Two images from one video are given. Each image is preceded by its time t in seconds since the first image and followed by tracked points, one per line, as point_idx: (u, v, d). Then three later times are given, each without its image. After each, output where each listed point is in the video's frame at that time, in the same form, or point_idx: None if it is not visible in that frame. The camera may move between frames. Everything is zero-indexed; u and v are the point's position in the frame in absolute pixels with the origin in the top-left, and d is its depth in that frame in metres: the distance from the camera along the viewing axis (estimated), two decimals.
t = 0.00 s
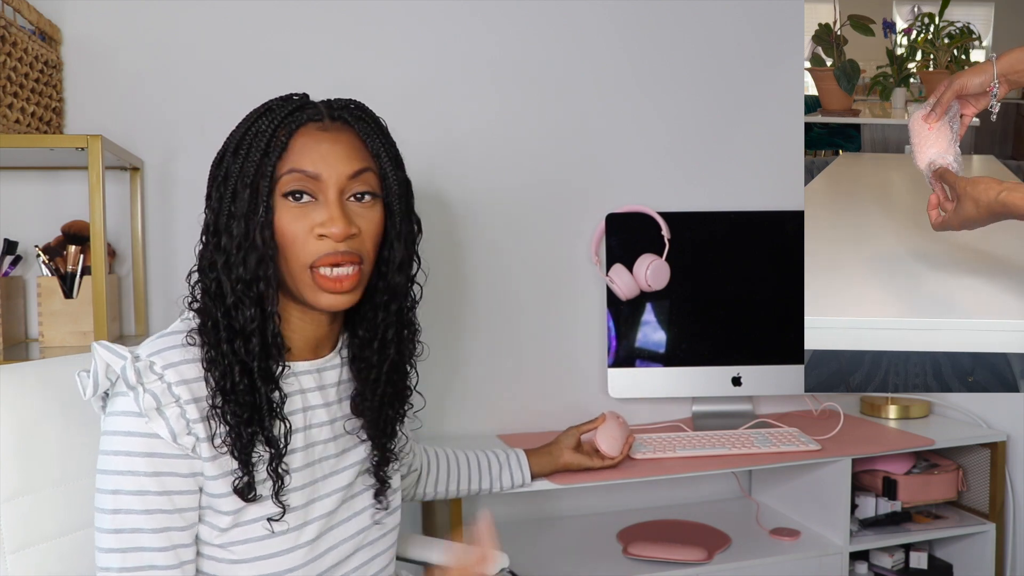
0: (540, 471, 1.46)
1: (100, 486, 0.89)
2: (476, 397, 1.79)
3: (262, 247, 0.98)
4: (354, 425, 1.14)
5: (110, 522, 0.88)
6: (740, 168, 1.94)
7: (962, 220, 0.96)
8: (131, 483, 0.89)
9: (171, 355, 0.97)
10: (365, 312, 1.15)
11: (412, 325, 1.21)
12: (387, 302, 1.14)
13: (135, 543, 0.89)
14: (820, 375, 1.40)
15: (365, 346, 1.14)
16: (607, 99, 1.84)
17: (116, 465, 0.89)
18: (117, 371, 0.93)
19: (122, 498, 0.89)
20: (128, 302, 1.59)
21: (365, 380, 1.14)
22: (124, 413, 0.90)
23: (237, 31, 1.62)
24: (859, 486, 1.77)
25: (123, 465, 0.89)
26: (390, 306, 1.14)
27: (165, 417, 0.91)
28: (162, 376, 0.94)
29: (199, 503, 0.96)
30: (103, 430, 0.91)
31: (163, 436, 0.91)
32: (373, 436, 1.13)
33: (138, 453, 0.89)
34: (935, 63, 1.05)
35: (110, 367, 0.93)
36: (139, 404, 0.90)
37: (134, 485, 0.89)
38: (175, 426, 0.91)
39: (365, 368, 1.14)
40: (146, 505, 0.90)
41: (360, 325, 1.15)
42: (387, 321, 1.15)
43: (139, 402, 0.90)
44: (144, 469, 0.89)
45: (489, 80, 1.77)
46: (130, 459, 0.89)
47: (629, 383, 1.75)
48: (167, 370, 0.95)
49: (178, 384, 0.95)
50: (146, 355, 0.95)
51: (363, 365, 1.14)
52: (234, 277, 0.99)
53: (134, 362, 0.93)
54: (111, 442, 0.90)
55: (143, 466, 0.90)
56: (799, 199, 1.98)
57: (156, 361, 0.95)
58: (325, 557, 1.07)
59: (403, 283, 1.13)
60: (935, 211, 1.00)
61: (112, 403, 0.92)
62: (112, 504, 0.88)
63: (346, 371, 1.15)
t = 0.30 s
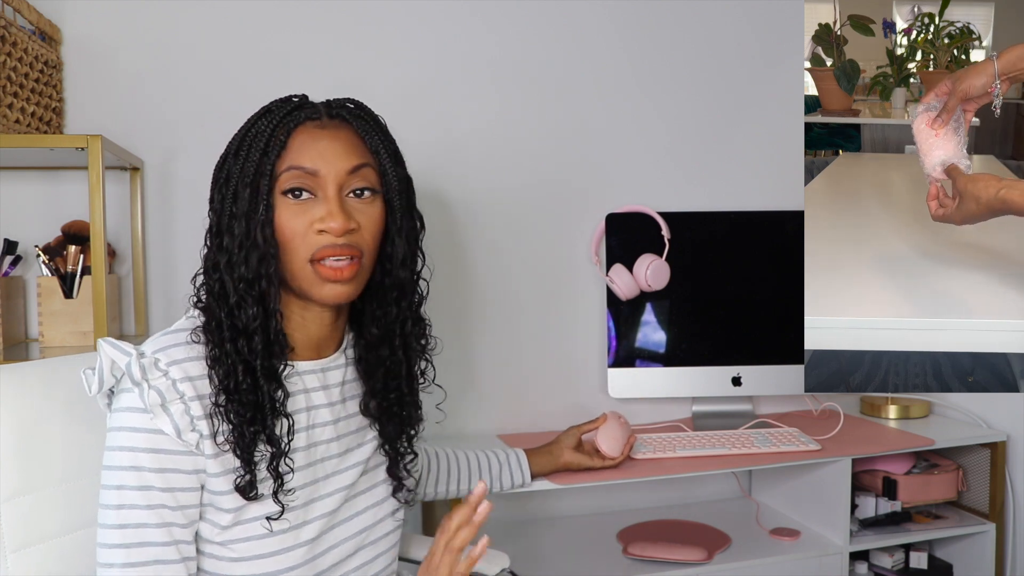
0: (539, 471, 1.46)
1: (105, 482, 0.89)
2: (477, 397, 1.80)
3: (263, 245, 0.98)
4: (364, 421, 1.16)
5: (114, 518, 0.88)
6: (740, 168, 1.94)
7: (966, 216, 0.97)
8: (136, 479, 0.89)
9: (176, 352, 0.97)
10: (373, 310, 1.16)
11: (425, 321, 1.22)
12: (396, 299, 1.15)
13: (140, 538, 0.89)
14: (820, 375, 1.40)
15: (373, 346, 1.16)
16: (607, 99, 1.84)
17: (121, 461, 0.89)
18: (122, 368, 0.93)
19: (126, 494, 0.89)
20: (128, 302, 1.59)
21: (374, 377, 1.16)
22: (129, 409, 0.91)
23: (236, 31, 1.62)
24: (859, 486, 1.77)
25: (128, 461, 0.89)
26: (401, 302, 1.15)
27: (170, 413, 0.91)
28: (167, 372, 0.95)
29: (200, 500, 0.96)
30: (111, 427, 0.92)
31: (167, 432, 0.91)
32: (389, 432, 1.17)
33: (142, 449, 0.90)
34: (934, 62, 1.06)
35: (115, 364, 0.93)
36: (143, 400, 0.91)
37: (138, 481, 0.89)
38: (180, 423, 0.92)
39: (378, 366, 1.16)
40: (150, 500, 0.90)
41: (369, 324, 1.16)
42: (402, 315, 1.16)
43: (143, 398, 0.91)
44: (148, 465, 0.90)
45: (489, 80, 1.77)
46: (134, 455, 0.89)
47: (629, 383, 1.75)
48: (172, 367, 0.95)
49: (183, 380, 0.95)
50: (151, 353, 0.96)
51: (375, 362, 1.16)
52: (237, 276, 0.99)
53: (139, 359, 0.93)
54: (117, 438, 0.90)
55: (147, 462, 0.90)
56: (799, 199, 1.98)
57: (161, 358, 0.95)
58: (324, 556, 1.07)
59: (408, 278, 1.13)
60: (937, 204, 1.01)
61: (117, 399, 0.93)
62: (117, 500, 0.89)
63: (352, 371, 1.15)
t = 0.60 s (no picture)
0: (539, 471, 1.46)
1: (107, 481, 0.89)
2: (477, 396, 1.79)
3: (271, 243, 0.98)
4: (360, 421, 1.15)
5: (119, 516, 0.88)
6: (740, 168, 1.94)
7: (964, 212, 0.97)
8: (139, 478, 0.89)
9: (178, 351, 0.97)
10: (371, 309, 1.15)
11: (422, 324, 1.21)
12: (395, 296, 1.14)
13: (144, 537, 0.89)
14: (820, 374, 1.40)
15: (372, 344, 1.15)
16: (607, 99, 1.84)
17: (124, 459, 0.89)
18: (125, 367, 0.93)
19: (130, 492, 0.89)
20: (128, 302, 1.59)
21: (369, 377, 1.15)
22: (132, 408, 0.91)
23: (237, 31, 1.62)
24: (859, 486, 1.77)
25: (131, 460, 0.89)
26: (398, 300, 1.15)
27: (172, 412, 0.92)
28: (170, 371, 0.94)
29: (202, 499, 0.96)
30: (113, 426, 0.92)
31: (170, 430, 0.91)
32: (379, 435, 1.15)
33: (145, 447, 0.90)
34: (935, 63, 1.06)
35: (118, 363, 0.93)
36: (146, 398, 0.91)
37: (142, 479, 0.89)
38: (183, 420, 0.92)
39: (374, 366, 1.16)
40: (153, 498, 0.90)
41: (366, 322, 1.15)
42: (394, 317, 1.15)
43: (146, 396, 0.91)
44: (152, 463, 0.90)
45: (489, 80, 1.77)
46: (137, 453, 0.89)
47: (629, 383, 1.75)
48: (174, 366, 0.95)
49: (185, 379, 0.95)
50: (154, 351, 0.96)
51: (371, 361, 1.16)
52: (244, 276, 0.99)
53: (142, 357, 0.93)
54: (120, 436, 0.90)
55: (151, 461, 0.90)
56: (798, 199, 1.98)
57: (164, 357, 0.95)
58: (327, 555, 1.07)
59: (411, 276, 1.13)
60: (934, 206, 1.02)
61: (120, 398, 0.93)
62: (120, 499, 0.89)
63: (351, 371, 1.15)
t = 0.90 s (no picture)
0: (539, 471, 1.46)
1: (108, 482, 0.89)
2: (477, 396, 1.79)
3: (274, 248, 0.98)
4: (365, 421, 1.16)
5: (118, 518, 0.88)
6: (740, 168, 1.94)
7: (961, 212, 0.99)
8: (139, 480, 0.89)
9: (179, 354, 0.97)
10: (377, 310, 1.16)
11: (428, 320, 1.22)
12: (402, 299, 1.15)
13: (143, 539, 0.89)
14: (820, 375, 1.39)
15: (374, 344, 1.16)
16: (607, 99, 1.84)
17: (124, 461, 0.89)
18: (126, 368, 0.93)
19: (129, 494, 0.89)
20: (128, 302, 1.59)
21: (374, 375, 1.16)
22: (132, 409, 0.91)
23: (237, 31, 1.62)
24: (859, 486, 1.76)
25: (131, 462, 0.89)
26: (406, 301, 1.15)
27: (172, 414, 0.91)
28: (170, 373, 0.94)
29: (203, 501, 0.96)
30: (113, 427, 0.92)
31: (169, 433, 0.91)
32: (388, 431, 1.17)
33: (145, 449, 0.90)
34: (934, 62, 1.06)
35: (119, 365, 0.93)
36: (146, 400, 0.91)
37: (142, 482, 0.89)
38: (182, 423, 0.92)
39: (379, 365, 1.16)
40: (152, 501, 0.90)
41: (372, 323, 1.16)
42: (406, 314, 1.17)
43: (146, 399, 0.90)
44: (151, 465, 0.90)
45: (489, 80, 1.77)
46: (137, 455, 0.89)
47: (629, 383, 1.75)
48: (175, 368, 0.95)
49: (185, 381, 0.95)
50: (154, 353, 0.96)
51: (374, 363, 1.16)
52: (246, 280, 0.99)
53: (143, 359, 0.93)
54: (120, 438, 0.90)
55: (151, 463, 0.90)
56: (798, 199, 1.98)
57: (164, 359, 0.95)
58: (328, 556, 1.07)
59: (415, 278, 1.13)
60: (928, 206, 1.02)
61: (120, 399, 0.93)
62: (119, 501, 0.89)
63: (354, 370, 1.15)
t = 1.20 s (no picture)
0: (539, 471, 1.46)
1: (105, 482, 0.90)
2: (476, 396, 1.79)
3: (271, 247, 0.98)
4: (361, 421, 1.15)
5: (115, 518, 0.89)
6: (740, 168, 1.94)
7: (960, 238, 1.02)
8: (135, 480, 0.89)
9: (177, 353, 0.97)
10: (371, 309, 1.15)
11: (422, 320, 1.22)
12: (397, 297, 1.15)
13: (139, 539, 0.89)
14: (820, 373, 1.38)
15: (371, 344, 1.15)
16: (607, 99, 1.84)
17: (121, 461, 0.89)
18: (123, 369, 0.93)
19: (126, 494, 0.89)
20: (128, 302, 1.59)
21: (371, 374, 1.16)
22: (129, 410, 0.91)
23: (237, 32, 1.62)
24: (859, 486, 1.76)
25: (128, 462, 0.89)
26: (399, 300, 1.15)
27: (169, 414, 0.92)
28: (167, 373, 0.94)
29: (200, 501, 0.96)
30: (110, 427, 0.92)
31: (166, 432, 0.91)
32: (379, 431, 1.15)
33: (142, 449, 0.90)
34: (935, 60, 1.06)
35: (116, 365, 0.93)
36: (143, 401, 0.91)
37: (138, 482, 0.89)
38: (179, 423, 0.92)
39: (376, 364, 1.16)
40: (148, 501, 0.90)
41: (366, 322, 1.15)
42: (398, 314, 1.16)
43: (143, 399, 0.91)
44: (148, 465, 0.90)
45: (489, 80, 1.77)
46: (134, 455, 0.90)
47: (629, 383, 1.75)
48: (172, 368, 0.95)
49: (183, 381, 0.95)
50: (151, 353, 0.96)
51: (371, 361, 1.16)
52: (243, 281, 0.99)
53: (140, 360, 0.93)
54: (117, 438, 0.90)
55: (147, 463, 0.90)
56: (798, 199, 1.98)
57: (161, 359, 0.95)
58: (325, 556, 1.07)
59: (411, 277, 1.13)
60: (926, 227, 1.05)
61: (117, 399, 0.93)
62: (116, 501, 0.89)
63: (351, 370, 1.15)
